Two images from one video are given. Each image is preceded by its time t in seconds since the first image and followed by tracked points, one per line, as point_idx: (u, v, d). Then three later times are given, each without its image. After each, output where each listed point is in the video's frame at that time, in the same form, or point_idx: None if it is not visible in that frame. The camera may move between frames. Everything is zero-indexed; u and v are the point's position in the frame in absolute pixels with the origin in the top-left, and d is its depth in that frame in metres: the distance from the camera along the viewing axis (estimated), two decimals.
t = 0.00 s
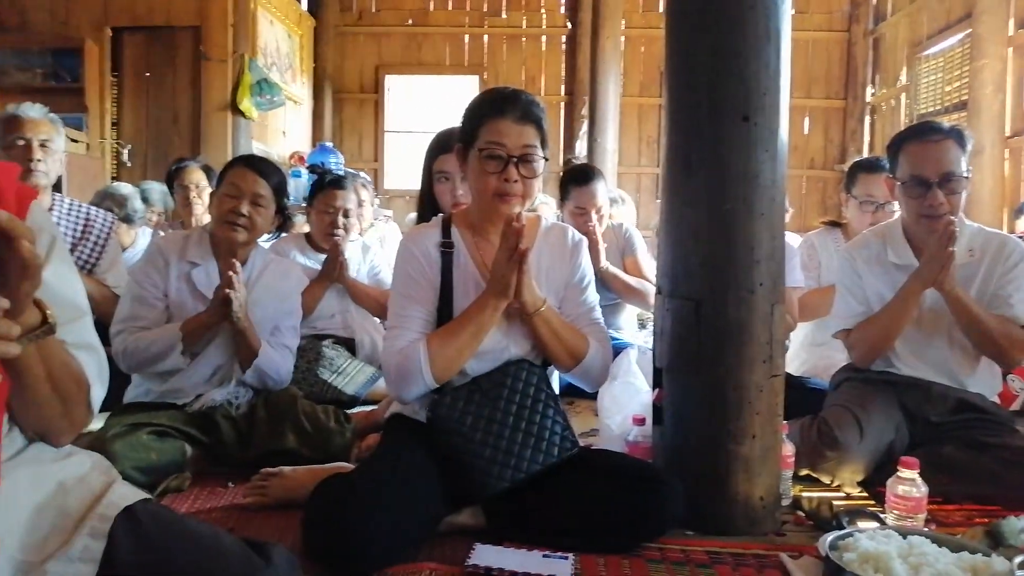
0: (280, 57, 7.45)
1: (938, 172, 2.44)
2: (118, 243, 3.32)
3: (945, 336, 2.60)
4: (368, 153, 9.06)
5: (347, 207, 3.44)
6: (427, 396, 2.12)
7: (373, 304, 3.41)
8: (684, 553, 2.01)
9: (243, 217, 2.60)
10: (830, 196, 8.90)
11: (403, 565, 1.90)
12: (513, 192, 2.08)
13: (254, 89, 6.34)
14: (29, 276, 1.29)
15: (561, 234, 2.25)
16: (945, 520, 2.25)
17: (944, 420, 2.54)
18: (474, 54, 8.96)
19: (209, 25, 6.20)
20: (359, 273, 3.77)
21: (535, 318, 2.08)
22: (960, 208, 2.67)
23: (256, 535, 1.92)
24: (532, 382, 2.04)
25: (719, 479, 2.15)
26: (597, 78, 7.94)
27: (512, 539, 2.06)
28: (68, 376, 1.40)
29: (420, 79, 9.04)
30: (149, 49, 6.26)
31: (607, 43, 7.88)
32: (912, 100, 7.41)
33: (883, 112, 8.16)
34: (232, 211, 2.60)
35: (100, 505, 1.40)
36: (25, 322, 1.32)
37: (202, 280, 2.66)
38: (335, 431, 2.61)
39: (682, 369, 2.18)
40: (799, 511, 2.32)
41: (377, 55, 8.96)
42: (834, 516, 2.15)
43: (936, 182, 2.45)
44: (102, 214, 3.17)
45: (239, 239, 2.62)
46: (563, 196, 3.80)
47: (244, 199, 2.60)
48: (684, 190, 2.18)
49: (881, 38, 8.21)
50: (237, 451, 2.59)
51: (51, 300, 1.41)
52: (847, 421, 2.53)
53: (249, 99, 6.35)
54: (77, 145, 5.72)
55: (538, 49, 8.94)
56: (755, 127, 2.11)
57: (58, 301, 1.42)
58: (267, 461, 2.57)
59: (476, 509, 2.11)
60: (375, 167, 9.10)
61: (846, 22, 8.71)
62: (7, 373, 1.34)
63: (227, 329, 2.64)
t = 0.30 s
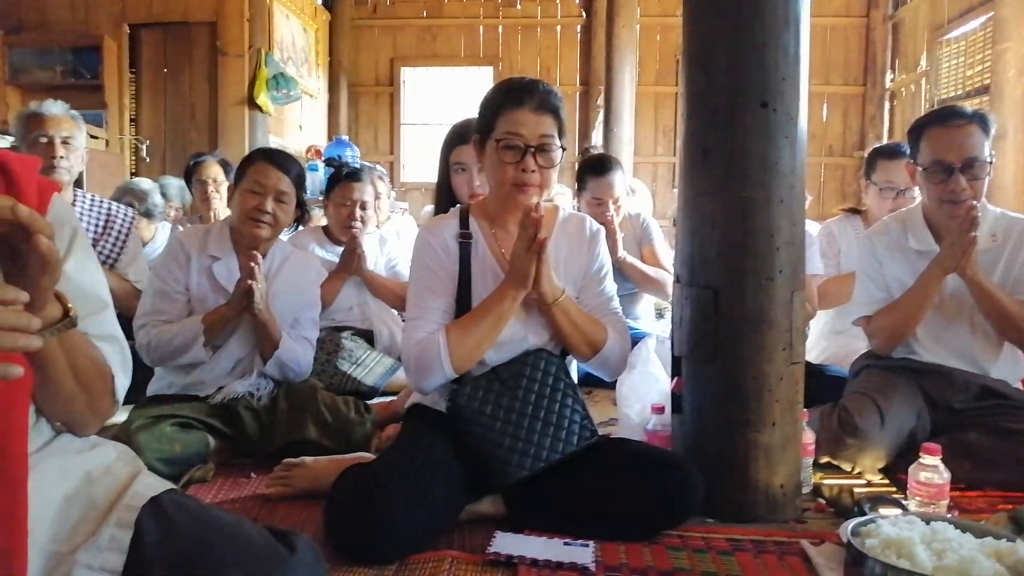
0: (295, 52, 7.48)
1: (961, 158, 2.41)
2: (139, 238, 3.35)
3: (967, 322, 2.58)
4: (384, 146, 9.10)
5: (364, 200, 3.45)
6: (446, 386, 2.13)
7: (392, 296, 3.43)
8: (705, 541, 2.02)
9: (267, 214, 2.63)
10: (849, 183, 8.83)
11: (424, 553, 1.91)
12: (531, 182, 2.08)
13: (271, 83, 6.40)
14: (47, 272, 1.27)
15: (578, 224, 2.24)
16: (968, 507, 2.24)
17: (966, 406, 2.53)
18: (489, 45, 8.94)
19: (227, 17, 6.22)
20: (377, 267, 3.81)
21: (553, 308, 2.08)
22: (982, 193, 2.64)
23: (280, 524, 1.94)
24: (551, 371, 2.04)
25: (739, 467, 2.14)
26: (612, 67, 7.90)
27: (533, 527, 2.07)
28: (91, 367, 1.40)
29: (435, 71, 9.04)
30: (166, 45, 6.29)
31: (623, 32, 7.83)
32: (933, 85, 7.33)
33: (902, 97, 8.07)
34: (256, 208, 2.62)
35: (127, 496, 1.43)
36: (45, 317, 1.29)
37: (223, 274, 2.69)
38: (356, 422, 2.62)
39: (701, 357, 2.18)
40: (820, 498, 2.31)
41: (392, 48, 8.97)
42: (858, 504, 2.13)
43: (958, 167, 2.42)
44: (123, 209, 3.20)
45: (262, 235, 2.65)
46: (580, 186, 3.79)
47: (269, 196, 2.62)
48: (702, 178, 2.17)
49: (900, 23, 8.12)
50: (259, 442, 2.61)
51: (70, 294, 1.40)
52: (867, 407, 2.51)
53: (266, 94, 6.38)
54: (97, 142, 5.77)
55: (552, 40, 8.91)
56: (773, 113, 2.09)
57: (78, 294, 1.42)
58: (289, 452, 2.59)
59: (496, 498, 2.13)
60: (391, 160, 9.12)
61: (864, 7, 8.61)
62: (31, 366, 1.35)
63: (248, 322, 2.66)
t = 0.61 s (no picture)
0: (317, 47, 7.50)
1: (992, 144, 2.37)
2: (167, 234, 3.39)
3: (999, 311, 2.54)
4: (406, 140, 9.13)
5: (388, 193, 3.46)
6: (471, 378, 2.13)
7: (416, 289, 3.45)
8: (731, 532, 2.01)
9: (297, 212, 2.67)
10: (876, 172, 8.73)
11: (451, 543, 1.93)
12: (555, 174, 2.07)
13: (294, 78, 6.40)
14: (77, 265, 1.21)
15: (602, 216, 2.24)
16: (1001, 500, 2.21)
17: (999, 397, 2.51)
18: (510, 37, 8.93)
19: (247, 15, 6.25)
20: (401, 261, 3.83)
21: (578, 299, 2.07)
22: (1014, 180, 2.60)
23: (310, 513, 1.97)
24: (575, 363, 2.05)
25: (766, 458, 2.13)
26: (635, 56, 7.84)
27: (559, 518, 2.08)
28: (124, 359, 1.39)
29: (457, 64, 9.04)
30: (190, 42, 6.35)
31: (645, 21, 7.77)
32: (962, 71, 7.21)
33: (931, 84, 7.96)
34: (287, 206, 2.65)
35: (160, 487, 1.40)
36: (79, 312, 1.27)
37: (251, 268, 2.71)
38: (382, 414, 2.66)
39: (727, 348, 2.17)
40: (849, 490, 2.29)
41: (413, 41, 8.98)
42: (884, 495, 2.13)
43: (990, 154, 2.39)
44: (151, 205, 3.23)
45: (291, 233, 2.68)
46: (604, 178, 3.78)
47: (298, 194, 2.65)
48: (728, 168, 2.15)
49: (928, 8, 7.99)
50: (288, 433, 2.64)
51: (99, 286, 1.37)
52: (896, 398, 2.48)
53: (289, 89, 6.39)
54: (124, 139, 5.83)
55: (573, 31, 8.88)
56: (799, 101, 2.07)
57: (107, 286, 1.39)
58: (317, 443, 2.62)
59: (522, 489, 2.14)
60: (413, 153, 9.15)
61: None
62: (64, 359, 1.33)
63: (276, 315, 2.69)
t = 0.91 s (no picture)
0: (346, 36, 7.53)
1: None
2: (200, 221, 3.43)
3: None
4: (433, 129, 9.15)
5: (418, 182, 3.46)
6: (503, 365, 2.14)
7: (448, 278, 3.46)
8: (764, 521, 2.00)
9: (331, 202, 2.69)
10: (910, 160, 8.60)
11: (484, 529, 1.94)
12: (587, 161, 2.06)
13: (322, 69, 6.39)
14: (120, 255, 1.20)
15: (634, 203, 2.23)
16: None
17: None
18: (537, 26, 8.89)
19: (278, 7, 6.26)
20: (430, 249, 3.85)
21: (610, 287, 2.07)
22: None
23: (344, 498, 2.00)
24: (607, 351, 2.05)
25: (800, 447, 2.12)
26: (664, 44, 7.76)
27: (591, 505, 2.08)
28: (164, 345, 1.38)
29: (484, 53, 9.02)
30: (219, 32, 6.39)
31: (674, 8, 7.70)
32: (1000, 57, 7.06)
33: (967, 70, 7.81)
34: (320, 195, 2.68)
35: (200, 468, 1.41)
36: (120, 299, 1.26)
37: (284, 256, 2.73)
38: (414, 401, 2.67)
39: (761, 337, 2.16)
40: (883, 480, 2.27)
41: (441, 30, 8.98)
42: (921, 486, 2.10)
43: None
44: (185, 195, 3.25)
45: (325, 222, 2.72)
46: (633, 166, 3.76)
47: (332, 183, 2.67)
48: (762, 155, 2.13)
49: None
50: (321, 419, 2.67)
51: (139, 272, 1.39)
52: (933, 389, 2.44)
53: (317, 79, 6.39)
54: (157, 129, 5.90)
55: (601, 19, 8.82)
56: (836, 87, 2.04)
57: (146, 273, 1.40)
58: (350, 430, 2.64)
59: (554, 476, 2.15)
60: (440, 143, 9.18)
61: None
62: (106, 342, 1.33)
63: (309, 303, 2.72)
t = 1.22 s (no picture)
0: (378, 27, 7.55)
1: None
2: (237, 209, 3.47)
3: None
4: (464, 121, 9.18)
5: (452, 172, 3.47)
6: (538, 354, 2.14)
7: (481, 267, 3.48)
8: (801, 513, 1.98)
9: (366, 190, 2.71)
10: (950, 151, 8.42)
11: (519, 516, 1.95)
12: (622, 148, 2.05)
13: (356, 59, 6.34)
14: (167, 237, 1.17)
15: (670, 191, 2.21)
16: None
17: None
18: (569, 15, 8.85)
19: None
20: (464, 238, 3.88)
21: (646, 275, 2.05)
22: None
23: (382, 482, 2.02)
24: (643, 342, 2.03)
25: (838, 440, 2.09)
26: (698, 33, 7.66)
27: (625, 495, 2.08)
28: (209, 330, 1.37)
29: (516, 44, 9.01)
30: (254, 24, 6.47)
31: None
32: None
33: (1010, 59, 7.63)
34: (356, 183, 2.69)
35: (244, 450, 1.42)
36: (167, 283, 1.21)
37: (320, 244, 2.76)
38: (447, 387, 2.67)
39: (799, 328, 2.13)
40: (923, 475, 2.24)
41: (472, 21, 8.99)
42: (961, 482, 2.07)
43: None
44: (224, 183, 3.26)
45: (360, 211, 2.74)
46: (666, 156, 3.73)
47: (368, 172, 2.69)
48: (802, 144, 2.10)
49: None
50: (356, 406, 2.69)
51: (185, 257, 1.40)
52: (974, 384, 2.42)
53: (350, 70, 6.37)
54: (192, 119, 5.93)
55: (634, 8, 8.75)
56: (879, 75, 2.01)
57: (192, 258, 1.41)
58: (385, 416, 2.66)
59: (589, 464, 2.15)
60: (471, 134, 9.20)
61: None
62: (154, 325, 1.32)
63: (344, 290, 2.74)
